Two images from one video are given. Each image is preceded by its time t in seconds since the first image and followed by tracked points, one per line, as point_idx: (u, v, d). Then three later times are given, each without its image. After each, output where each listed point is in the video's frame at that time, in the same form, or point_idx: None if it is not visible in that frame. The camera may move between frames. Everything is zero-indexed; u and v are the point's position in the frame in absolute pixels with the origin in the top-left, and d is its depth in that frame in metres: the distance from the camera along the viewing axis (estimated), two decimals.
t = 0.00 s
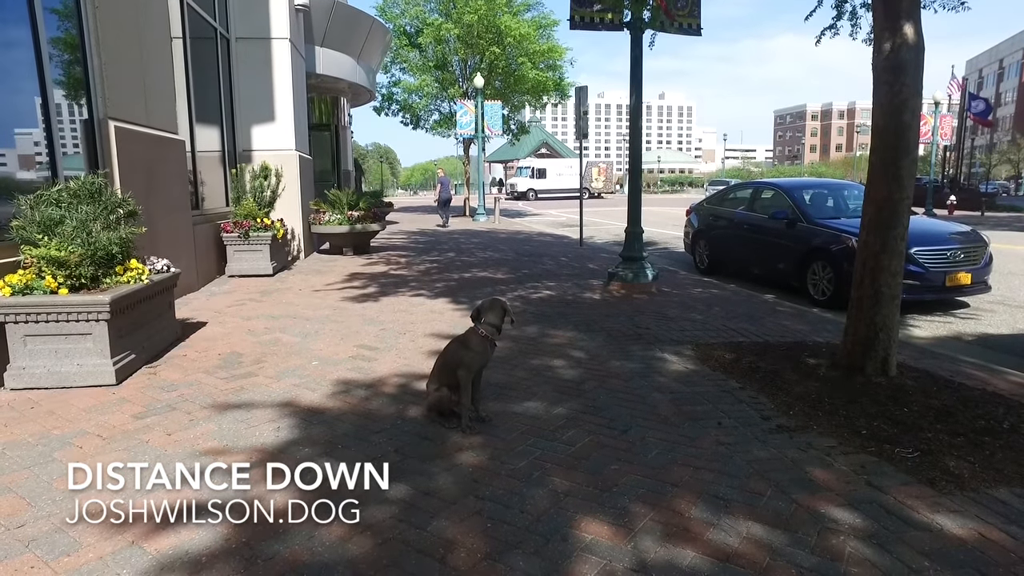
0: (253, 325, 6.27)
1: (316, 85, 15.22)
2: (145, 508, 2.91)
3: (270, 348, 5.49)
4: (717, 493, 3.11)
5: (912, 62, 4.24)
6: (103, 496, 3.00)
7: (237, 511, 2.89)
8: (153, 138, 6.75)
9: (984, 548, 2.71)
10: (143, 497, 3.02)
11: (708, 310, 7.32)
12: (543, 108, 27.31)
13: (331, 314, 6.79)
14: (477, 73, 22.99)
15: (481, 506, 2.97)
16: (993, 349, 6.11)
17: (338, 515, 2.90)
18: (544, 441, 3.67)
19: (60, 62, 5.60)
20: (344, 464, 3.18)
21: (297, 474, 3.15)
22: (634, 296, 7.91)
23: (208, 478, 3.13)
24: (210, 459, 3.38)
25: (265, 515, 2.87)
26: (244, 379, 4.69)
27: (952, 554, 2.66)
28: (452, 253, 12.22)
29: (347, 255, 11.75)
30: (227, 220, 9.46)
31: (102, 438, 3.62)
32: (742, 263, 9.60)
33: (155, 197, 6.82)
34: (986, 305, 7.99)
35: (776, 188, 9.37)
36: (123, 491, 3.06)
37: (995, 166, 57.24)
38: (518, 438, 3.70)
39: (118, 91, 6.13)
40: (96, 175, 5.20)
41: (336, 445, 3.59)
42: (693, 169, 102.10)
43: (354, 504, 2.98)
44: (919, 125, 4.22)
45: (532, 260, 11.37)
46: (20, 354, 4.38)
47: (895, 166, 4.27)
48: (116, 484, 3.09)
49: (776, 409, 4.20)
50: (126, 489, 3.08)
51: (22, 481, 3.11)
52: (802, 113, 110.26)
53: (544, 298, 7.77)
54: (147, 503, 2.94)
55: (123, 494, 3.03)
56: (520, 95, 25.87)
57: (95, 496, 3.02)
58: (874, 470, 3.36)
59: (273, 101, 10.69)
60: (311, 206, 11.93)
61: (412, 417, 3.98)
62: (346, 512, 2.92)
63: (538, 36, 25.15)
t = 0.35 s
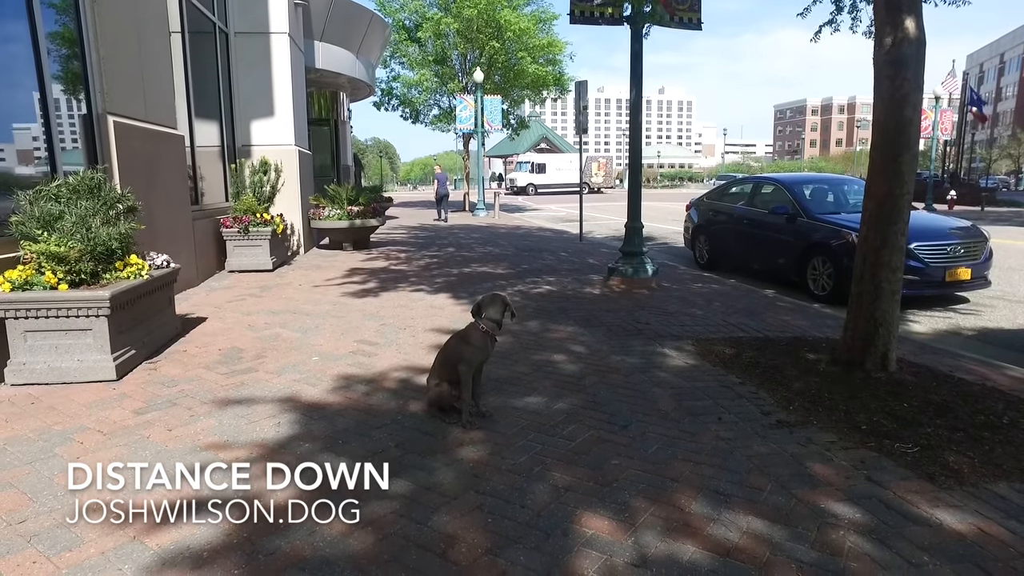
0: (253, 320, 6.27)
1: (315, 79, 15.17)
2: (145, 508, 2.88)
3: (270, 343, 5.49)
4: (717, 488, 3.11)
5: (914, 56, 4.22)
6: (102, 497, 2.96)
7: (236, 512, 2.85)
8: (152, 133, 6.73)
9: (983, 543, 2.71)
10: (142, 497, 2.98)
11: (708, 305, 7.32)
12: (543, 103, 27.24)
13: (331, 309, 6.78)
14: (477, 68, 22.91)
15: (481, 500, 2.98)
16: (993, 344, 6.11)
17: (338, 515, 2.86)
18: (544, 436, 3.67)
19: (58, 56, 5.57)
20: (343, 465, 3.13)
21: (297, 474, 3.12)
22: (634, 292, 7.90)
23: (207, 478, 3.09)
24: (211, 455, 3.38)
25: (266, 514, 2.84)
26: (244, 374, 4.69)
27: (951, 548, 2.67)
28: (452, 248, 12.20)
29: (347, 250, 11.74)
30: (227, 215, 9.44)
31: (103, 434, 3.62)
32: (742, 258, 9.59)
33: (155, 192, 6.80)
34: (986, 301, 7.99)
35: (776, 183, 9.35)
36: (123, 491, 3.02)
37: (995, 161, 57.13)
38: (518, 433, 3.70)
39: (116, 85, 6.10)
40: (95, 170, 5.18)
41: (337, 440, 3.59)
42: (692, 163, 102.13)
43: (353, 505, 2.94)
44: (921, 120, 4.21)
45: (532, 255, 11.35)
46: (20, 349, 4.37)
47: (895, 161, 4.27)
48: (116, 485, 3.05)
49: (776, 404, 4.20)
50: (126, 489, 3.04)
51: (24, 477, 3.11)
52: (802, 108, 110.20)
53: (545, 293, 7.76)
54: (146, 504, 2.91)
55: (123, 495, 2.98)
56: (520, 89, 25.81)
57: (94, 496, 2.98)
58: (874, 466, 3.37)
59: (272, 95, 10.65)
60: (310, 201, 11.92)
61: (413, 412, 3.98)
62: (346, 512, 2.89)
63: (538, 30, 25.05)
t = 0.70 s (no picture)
0: (253, 317, 6.27)
1: (315, 75, 15.14)
2: (145, 508, 2.85)
3: (269, 339, 5.49)
4: (716, 485, 3.11)
5: (914, 53, 4.22)
6: (102, 496, 2.94)
7: (236, 512, 2.83)
8: (151, 129, 6.72)
9: (981, 539, 2.72)
10: (142, 496, 2.96)
11: (708, 301, 7.32)
12: (543, 99, 27.20)
13: (331, 306, 6.78)
14: (477, 63, 22.85)
15: (481, 496, 2.98)
16: (991, 340, 6.11)
17: (339, 515, 2.84)
18: (544, 432, 3.68)
19: (56, 52, 5.55)
20: (343, 465, 3.11)
21: (297, 475, 3.10)
22: (634, 288, 7.90)
23: (207, 478, 3.07)
24: (211, 452, 3.37)
25: (266, 515, 2.81)
26: (243, 370, 4.69)
27: (950, 544, 2.67)
28: (451, 244, 12.20)
29: (347, 246, 11.74)
30: (226, 211, 9.43)
31: (103, 430, 3.62)
32: (741, 254, 9.60)
33: (154, 188, 6.80)
34: (985, 297, 7.99)
35: (776, 178, 9.34)
36: (123, 492, 2.99)
37: (996, 157, 57.06)
38: (518, 430, 3.70)
39: (114, 81, 6.10)
40: (94, 166, 5.18)
41: (336, 437, 3.58)
42: (692, 159, 102.02)
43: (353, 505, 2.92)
44: (920, 116, 4.20)
45: (532, 251, 11.35)
46: (19, 346, 4.37)
47: (896, 157, 4.26)
48: (116, 484, 3.03)
49: (776, 401, 4.20)
50: (126, 490, 3.01)
51: (24, 473, 3.11)
52: (803, 103, 110.03)
53: (545, 289, 7.76)
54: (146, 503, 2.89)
55: (124, 495, 2.96)
56: (520, 85, 25.76)
57: (94, 495, 2.95)
58: (872, 462, 3.37)
59: (272, 91, 10.64)
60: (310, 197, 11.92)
61: (412, 408, 3.99)
62: (346, 512, 2.86)
63: (537, 25, 24.99)
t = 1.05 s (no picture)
0: (252, 313, 6.27)
1: (315, 71, 15.12)
2: (145, 508, 2.83)
3: (269, 336, 5.49)
4: (716, 481, 3.11)
5: (914, 48, 4.20)
6: (102, 496, 2.92)
7: (236, 512, 2.80)
8: (150, 125, 6.70)
9: (980, 535, 2.72)
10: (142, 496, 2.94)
11: (708, 297, 7.32)
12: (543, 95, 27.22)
13: (330, 302, 6.78)
14: (477, 59, 22.82)
15: (480, 493, 2.98)
16: (991, 337, 6.11)
17: (338, 515, 2.81)
18: (543, 429, 3.67)
19: (55, 47, 5.55)
20: (343, 466, 3.08)
21: (297, 475, 3.07)
22: (634, 284, 7.89)
23: (207, 478, 3.05)
24: (211, 450, 3.36)
25: (266, 515, 2.79)
26: (243, 367, 4.69)
27: (949, 540, 2.67)
28: (450, 241, 12.19)
29: (346, 243, 11.74)
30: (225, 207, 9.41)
31: (102, 427, 3.62)
32: (741, 250, 9.59)
33: (153, 184, 6.80)
34: (985, 293, 7.99)
35: (776, 174, 9.33)
36: (123, 492, 2.97)
37: (996, 153, 56.99)
38: (517, 426, 3.70)
39: (112, 77, 6.08)
40: (93, 162, 5.17)
41: (336, 435, 3.57)
42: (691, 155, 102.03)
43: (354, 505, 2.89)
44: (920, 112, 4.19)
45: (532, 247, 11.34)
46: (19, 343, 4.37)
47: (896, 153, 4.26)
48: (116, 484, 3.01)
49: (776, 397, 4.20)
50: (126, 490, 2.98)
51: (24, 470, 3.11)
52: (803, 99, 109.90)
53: (544, 286, 7.76)
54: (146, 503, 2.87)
55: (123, 494, 2.94)
56: (520, 81, 25.76)
57: (94, 494, 2.94)
58: (872, 458, 3.37)
59: (271, 87, 10.62)
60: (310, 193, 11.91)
61: (412, 405, 3.99)
62: (346, 512, 2.84)
63: (537, 21, 24.97)
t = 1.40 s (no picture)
0: (252, 310, 6.26)
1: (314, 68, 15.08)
2: (145, 508, 2.81)
3: (268, 333, 5.48)
4: (716, 478, 3.11)
5: (916, 44, 4.19)
6: (101, 495, 2.90)
7: (236, 512, 2.78)
8: (148, 122, 6.68)
9: (980, 532, 2.72)
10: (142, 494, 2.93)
11: (708, 294, 7.31)
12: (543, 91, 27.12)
13: (330, 299, 6.77)
14: (476, 56, 22.75)
15: (480, 490, 2.98)
16: (991, 333, 6.11)
17: (339, 515, 2.80)
18: (543, 426, 3.67)
19: (54, 43, 5.53)
20: (343, 466, 3.07)
21: (297, 474, 3.06)
22: (634, 281, 7.88)
23: (207, 478, 3.03)
24: (211, 448, 3.36)
25: (266, 514, 2.77)
26: (243, 364, 4.69)
27: (949, 537, 2.67)
28: (450, 237, 12.18)
29: (346, 240, 11.72)
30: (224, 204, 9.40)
31: (102, 424, 3.62)
32: (741, 247, 9.58)
33: (152, 181, 6.78)
34: (985, 290, 7.98)
35: (776, 171, 9.31)
36: (123, 491, 2.95)
37: (997, 150, 56.89)
38: (517, 423, 3.70)
39: (111, 74, 6.06)
40: (92, 159, 5.15)
41: (336, 432, 3.56)
42: (692, 151, 101.88)
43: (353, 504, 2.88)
44: (921, 109, 4.18)
45: (532, 244, 11.33)
46: (19, 340, 4.37)
47: (896, 150, 4.25)
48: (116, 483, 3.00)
49: (776, 394, 4.19)
50: (126, 489, 2.97)
51: (24, 468, 3.10)
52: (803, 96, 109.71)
53: (544, 283, 7.75)
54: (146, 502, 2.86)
55: (124, 494, 2.92)
56: (519, 78, 25.68)
57: (93, 493, 2.92)
58: (872, 455, 3.37)
59: (271, 83, 10.59)
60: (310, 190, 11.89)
61: (412, 402, 3.99)
62: (346, 512, 2.82)
63: (537, 17, 24.87)
